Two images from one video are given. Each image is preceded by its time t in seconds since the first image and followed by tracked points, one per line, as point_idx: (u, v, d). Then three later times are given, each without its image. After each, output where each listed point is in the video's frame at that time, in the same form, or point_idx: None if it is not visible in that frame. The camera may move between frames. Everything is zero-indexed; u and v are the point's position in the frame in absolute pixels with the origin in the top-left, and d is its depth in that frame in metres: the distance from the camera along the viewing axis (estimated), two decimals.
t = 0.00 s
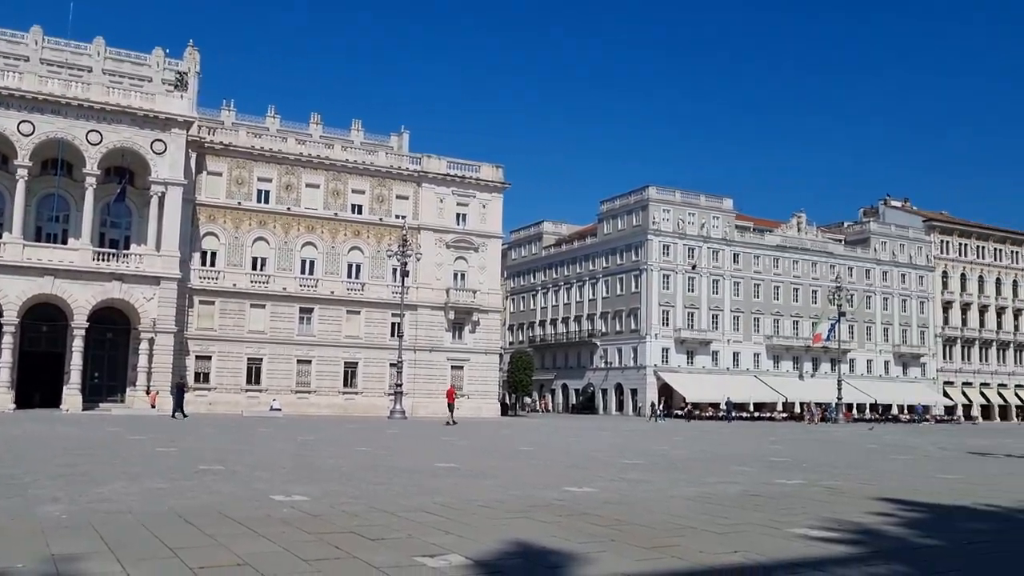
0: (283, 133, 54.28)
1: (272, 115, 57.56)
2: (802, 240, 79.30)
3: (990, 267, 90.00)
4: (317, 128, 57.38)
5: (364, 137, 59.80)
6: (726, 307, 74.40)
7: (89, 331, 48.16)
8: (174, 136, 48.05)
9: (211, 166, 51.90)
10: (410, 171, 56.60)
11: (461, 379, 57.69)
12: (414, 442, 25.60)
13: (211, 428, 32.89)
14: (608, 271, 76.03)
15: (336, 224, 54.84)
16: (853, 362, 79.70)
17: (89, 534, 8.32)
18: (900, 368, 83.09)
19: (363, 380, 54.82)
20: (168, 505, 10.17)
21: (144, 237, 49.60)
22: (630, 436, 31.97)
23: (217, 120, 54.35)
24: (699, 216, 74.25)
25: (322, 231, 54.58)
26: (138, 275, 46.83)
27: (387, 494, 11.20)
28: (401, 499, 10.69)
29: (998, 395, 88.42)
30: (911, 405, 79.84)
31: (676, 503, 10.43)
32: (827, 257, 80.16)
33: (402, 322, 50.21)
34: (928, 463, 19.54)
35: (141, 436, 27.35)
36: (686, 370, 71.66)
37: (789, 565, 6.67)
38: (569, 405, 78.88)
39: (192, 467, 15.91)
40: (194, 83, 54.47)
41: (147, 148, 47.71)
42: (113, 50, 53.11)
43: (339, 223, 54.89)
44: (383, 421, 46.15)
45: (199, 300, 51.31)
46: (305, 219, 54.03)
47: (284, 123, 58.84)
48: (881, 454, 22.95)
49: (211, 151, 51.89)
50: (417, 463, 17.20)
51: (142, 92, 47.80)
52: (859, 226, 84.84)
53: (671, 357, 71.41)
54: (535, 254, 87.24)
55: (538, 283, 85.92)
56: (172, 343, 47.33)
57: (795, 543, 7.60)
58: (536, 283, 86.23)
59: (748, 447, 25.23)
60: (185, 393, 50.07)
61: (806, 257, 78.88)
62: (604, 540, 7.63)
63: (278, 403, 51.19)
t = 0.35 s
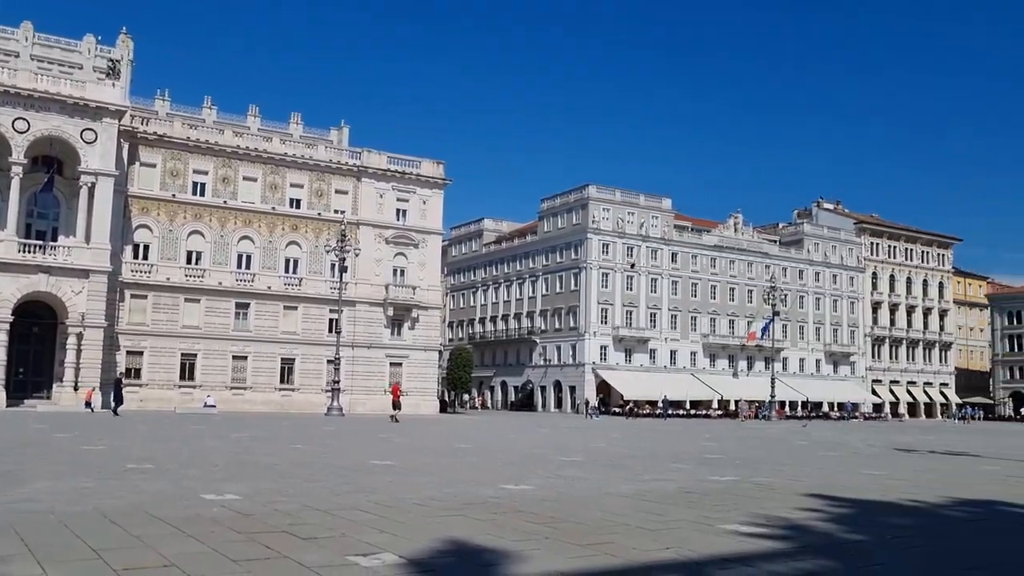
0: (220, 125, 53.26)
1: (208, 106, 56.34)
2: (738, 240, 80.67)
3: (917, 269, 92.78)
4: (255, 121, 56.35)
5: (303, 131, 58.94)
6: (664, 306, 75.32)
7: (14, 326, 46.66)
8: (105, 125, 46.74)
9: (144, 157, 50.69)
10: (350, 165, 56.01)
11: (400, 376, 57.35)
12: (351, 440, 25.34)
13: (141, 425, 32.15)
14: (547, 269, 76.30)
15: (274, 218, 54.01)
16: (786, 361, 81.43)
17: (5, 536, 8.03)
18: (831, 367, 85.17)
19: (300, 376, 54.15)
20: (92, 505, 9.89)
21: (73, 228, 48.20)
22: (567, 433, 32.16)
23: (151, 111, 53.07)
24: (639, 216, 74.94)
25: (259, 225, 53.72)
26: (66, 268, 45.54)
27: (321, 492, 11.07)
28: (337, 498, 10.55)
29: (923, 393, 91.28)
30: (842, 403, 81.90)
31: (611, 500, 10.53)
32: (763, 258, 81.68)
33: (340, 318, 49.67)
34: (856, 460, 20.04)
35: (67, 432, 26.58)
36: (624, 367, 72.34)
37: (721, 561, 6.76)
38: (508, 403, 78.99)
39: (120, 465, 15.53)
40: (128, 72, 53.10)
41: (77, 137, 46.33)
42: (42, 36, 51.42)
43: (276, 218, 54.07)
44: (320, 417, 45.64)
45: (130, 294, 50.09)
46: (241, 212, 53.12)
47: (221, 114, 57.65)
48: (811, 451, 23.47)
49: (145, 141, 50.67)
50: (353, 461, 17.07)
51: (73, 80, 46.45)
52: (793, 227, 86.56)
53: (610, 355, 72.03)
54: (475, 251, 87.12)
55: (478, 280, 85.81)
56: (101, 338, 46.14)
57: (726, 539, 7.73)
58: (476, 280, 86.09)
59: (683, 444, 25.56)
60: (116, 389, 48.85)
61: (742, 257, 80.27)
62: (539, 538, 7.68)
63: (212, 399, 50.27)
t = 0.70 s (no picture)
0: (167, 116, 52.27)
1: (154, 97, 55.20)
2: (687, 240, 81.53)
3: (861, 270, 94.73)
4: (203, 112, 55.37)
5: (252, 124, 58.07)
6: (614, 304, 75.86)
7: None
8: (47, 114, 45.56)
9: (87, 148, 49.54)
10: (300, 160, 55.35)
11: (349, 373, 56.87)
12: (297, 437, 25.04)
13: (79, 421, 31.40)
14: (498, 266, 76.28)
15: (221, 212, 53.18)
16: (733, 360, 82.58)
17: None
18: (776, 366, 86.60)
19: (247, 372, 53.42)
20: (27, 504, 9.62)
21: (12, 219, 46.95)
22: (514, 431, 32.23)
23: (94, 100, 51.83)
24: (589, 215, 75.25)
25: (206, 219, 52.83)
26: (4, 261, 44.30)
27: (266, 490, 10.93)
28: (281, 496, 10.40)
29: (865, 392, 93.35)
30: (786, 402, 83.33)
31: (557, 498, 10.57)
32: (711, 258, 82.67)
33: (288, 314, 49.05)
34: (799, 457, 20.41)
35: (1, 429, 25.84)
36: (574, 365, 72.72)
37: (666, 558, 6.83)
38: (457, 400, 78.83)
39: (58, 464, 15.13)
40: (71, 61, 51.80)
41: (17, 126, 45.09)
42: None
43: (224, 212, 53.24)
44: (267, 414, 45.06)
45: (72, 287, 48.92)
46: (188, 205, 52.20)
47: (168, 105, 56.50)
48: (755, 449, 23.80)
49: (89, 132, 49.51)
50: (299, 459, 16.88)
51: (13, 67, 45.21)
52: (741, 228, 87.73)
53: (560, 353, 72.32)
54: (426, 248, 86.78)
55: (429, 277, 85.45)
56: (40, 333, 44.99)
57: (669, 535, 7.81)
58: (427, 277, 85.73)
59: (631, 442, 25.74)
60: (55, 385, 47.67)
61: (690, 257, 81.14)
62: (483, 535, 7.66)
63: (156, 395, 49.34)
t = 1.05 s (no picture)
0: (107, 106, 51.06)
1: (94, 85, 53.83)
2: (634, 239, 82.19)
3: (802, 271, 96.46)
4: (145, 103, 54.20)
5: (196, 115, 57.02)
6: (560, 302, 76.17)
7: None
8: None
9: (23, 137, 48.19)
10: (245, 153, 54.51)
11: (293, 369, 56.22)
12: (239, 434, 24.68)
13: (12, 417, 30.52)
14: (446, 263, 76.07)
15: (164, 204, 52.15)
16: (678, 358, 83.58)
17: None
18: (720, 365, 87.73)
19: (189, 368, 52.51)
20: None
21: None
22: (459, 428, 32.19)
23: (31, 88, 50.42)
24: (537, 213, 75.38)
25: (147, 211, 51.74)
26: None
27: (204, 488, 10.74)
28: (222, 493, 10.22)
29: (805, 390, 95.24)
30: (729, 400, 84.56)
31: (500, 494, 10.58)
32: (657, 257, 83.44)
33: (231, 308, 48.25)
34: (739, 455, 20.73)
35: None
36: (520, 363, 72.85)
37: (607, 553, 6.88)
38: (403, 398, 78.45)
39: None
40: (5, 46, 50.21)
41: None
42: None
43: (166, 204, 52.21)
44: (209, 411, 44.29)
45: (6, 280, 47.53)
46: (128, 197, 51.09)
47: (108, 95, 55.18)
48: (697, 446, 24.09)
49: (25, 120, 48.10)
50: (239, 456, 16.64)
51: None
52: (687, 228, 88.72)
53: (506, 350, 72.43)
54: (373, 244, 86.19)
55: (376, 273, 84.86)
56: None
57: (611, 532, 7.86)
58: (373, 273, 85.15)
59: (574, 439, 25.88)
60: None
61: (637, 256, 81.82)
62: (425, 532, 7.64)
63: (93, 391, 48.20)
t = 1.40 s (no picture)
0: (39, 91, 49.55)
1: (25, 69, 52.13)
2: (577, 235, 82.63)
3: (742, 269, 97.98)
4: (79, 88, 52.73)
5: (132, 102, 55.66)
6: (503, 297, 76.26)
7: None
8: None
9: None
10: (184, 142, 53.41)
11: (232, 362, 55.32)
12: (173, 428, 24.19)
13: None
14: (388, 257, 75.59)
15: (98, 192, 50.81)
16: (619, 353, 84.32)
17: None
18: (661, 360, 88.78)
19: (123, 361, 51.31)
20: None
21: None
22: (400, 422, 32.07)
23: None
24: (481, 208, 75.26)
25: (81, 199, 50.37)
26: None
27: (136, 483, 10.51)
28: (153, 489, 10.00)
29: (743, 386, 96.93)
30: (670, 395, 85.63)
31: (439, 489, 10.56)
32: (600, 253, 84.04)
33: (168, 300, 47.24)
34: (678, 449, 21.00)
35: None
36: (463, 357, 72.76)
37: (544, 547, 6.91)
38: (344, 392, 77.80)
39: None
40: None
41: None
42: None
43: (101, 192, 50.89)
44: (144, 405, 43.34)
45: None
46: (61, 184, 49.67)
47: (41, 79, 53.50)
48: (636, 441, 24.35)
49: None
50: (175, 450, 16.33)
51: None
52: (629, 224, 89.46)
53: (449, 344, 72.30)
54: (314, 237, 85.25)
55: (317, 266, 83.91)
56: None
57: (549, 525, 7.92)
58: (315, 266, 84.21)
59: (515, 434, 25.94)
60: None
61: (580, 251, 82.28)
62: (364, 527, 7.59)
63: (22, 384, 46.80)
